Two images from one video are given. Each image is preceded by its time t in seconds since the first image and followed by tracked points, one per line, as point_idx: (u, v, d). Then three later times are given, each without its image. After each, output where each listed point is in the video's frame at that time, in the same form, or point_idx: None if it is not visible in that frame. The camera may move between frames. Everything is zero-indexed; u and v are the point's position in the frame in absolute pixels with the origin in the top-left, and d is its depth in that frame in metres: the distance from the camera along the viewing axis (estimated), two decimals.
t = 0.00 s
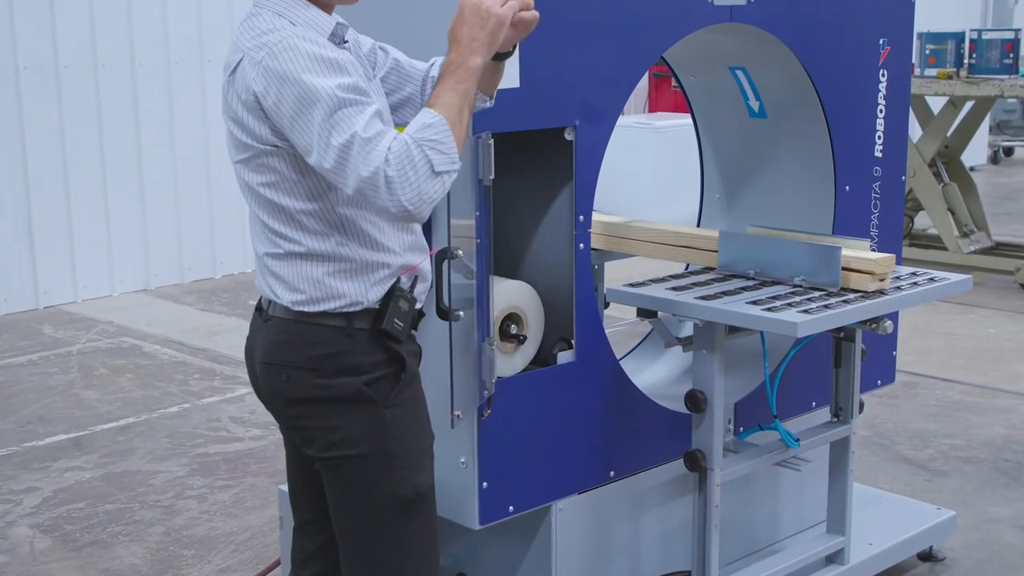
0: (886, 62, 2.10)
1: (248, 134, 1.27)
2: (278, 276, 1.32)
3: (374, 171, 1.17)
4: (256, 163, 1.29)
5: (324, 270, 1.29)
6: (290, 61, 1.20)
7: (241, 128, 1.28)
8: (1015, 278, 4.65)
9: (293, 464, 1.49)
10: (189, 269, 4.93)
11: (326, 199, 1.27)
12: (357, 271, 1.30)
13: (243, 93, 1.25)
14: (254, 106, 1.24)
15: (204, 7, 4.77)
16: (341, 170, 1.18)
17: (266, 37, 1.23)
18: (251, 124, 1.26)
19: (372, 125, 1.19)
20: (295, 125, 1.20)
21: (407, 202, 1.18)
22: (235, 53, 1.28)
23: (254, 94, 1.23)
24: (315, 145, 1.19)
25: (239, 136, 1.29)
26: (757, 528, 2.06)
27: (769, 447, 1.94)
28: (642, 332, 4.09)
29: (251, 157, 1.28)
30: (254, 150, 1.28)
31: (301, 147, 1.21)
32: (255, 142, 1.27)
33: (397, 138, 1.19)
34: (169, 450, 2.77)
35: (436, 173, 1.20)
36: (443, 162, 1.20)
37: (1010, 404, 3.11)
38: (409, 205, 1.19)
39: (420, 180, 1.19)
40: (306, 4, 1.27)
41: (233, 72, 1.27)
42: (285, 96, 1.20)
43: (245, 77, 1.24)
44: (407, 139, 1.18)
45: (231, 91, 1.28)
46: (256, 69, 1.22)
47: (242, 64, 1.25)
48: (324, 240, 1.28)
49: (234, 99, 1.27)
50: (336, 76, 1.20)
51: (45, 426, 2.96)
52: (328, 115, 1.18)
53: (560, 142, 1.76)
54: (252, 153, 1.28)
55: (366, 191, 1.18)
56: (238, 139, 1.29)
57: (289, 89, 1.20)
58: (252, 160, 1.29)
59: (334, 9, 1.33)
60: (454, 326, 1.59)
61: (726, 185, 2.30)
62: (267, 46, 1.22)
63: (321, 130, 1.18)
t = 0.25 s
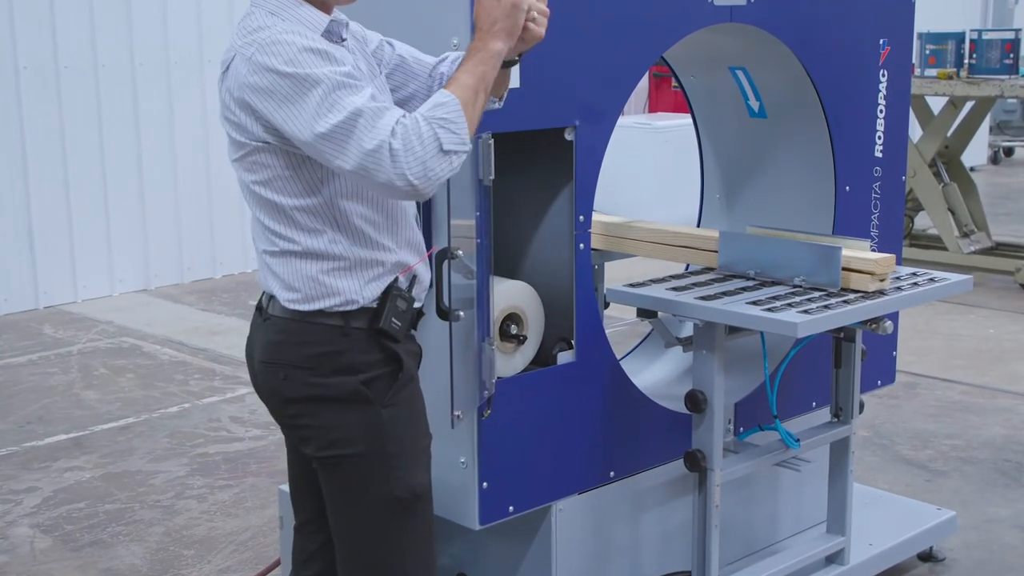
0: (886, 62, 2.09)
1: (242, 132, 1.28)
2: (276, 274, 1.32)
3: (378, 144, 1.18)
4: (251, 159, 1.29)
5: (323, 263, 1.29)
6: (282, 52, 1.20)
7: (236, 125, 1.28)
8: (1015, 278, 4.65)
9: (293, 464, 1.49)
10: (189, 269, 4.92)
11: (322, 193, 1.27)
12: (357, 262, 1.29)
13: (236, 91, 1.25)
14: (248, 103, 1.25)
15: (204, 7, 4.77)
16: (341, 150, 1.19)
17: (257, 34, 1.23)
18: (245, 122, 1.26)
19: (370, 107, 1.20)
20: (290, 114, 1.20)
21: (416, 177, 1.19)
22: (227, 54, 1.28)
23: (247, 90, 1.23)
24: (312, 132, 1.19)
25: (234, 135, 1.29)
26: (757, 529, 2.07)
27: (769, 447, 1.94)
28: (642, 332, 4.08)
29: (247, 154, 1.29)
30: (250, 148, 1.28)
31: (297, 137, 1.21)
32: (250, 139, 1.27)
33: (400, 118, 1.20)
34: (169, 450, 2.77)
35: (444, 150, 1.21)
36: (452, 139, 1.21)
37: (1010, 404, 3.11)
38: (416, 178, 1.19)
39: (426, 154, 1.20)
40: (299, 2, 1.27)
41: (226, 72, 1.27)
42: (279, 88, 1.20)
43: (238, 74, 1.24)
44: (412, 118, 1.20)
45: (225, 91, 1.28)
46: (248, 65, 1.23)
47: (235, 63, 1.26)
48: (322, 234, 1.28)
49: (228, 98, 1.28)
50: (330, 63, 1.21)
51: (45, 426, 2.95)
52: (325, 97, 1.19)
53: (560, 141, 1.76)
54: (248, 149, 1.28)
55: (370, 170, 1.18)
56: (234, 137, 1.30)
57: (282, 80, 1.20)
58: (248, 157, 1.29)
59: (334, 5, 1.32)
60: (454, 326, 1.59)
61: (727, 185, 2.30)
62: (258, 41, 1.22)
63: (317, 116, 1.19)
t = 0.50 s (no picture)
0: (886, 62, 2.09)
1: (239, 129, 1.28)
2: (274, 271, 1.32)
3: (360, 143, 1.17)
4: (248, 157, 1.29)
5: (317, 262, 1.28)
6: (275, 49, 1.20)
7: (233, 123, 1.28)
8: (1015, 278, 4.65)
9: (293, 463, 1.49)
10: (189, 268, 4.92)
11: (316, 191, 1.27)
12: (350, 260, 1.29)
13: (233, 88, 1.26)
14: (242, 100, 1.25)
15: (204, 7, 4.77)
16: (325, 150, 1.19)
17: (253, 32, 1.24)
18: (241, 120, 1.27)
19: (357, 105, 1.19)
20: (281, 112, 1.20)
21: (396, 177, 1.18)
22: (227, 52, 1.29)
23: (241, 87, 1.23)
24: (300, 130, 1.19)
25: (231, 133, 1.29)
26: (757, 529, 2.06)
27: (769, 447, 1.94)
28: (642, 333, 4.08)
29: (243, 152, 1.29)
30: (246, 145, 1.28)
31: (287, 135, 1.21)
32: (245, 137, 1.27)
33: (384, 117, 1.19)
34: (169, 450, 2.77)
35: (426, 150, 1.19)
36: (434, 139, 1.19)
37: (1010, 404, 3.11)
38: (397, 178, 1.18)
39: (408, 154, 1.18)
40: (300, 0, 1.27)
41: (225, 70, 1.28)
42: (270, 86, 1.20)
43: (235, 71, 1.25)
44: (396, 118, 1.18)
45: (223, 89, 1.29)
46: (243, 63, 1.23)
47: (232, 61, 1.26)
48: (316, 232, 1.28)
49: (226, 96, 1.28)
50: (322, 61, 1.21)
51: (45, 426, 2.95)
52: (314, 96, 1.19)
53: (561, 141, 1.76)
54: (244, 147, 1.28)
55: (353, 170, 1.18)
56: (231, 135, 1.30)
57: (273, 78, 1.20)
58: (244, 155, 1.29)
59: (337, 5, 1.33)
60: (454, 326, 1.59)
61: (727, 185, 2.30)
62: (254, 39, 1.22)
63: (305, 115, 1.19)
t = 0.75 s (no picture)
0: (886, 62, 2.09)
1: (239, 129, 1.28)
2: (275, 270, 1.33)
3: (344, 151, 1.16)
4: (248, 157, 1.29)
5: (315, 262, 1.29)
6: (271, 51, 1.20)
7: (234, 123, 1.29)
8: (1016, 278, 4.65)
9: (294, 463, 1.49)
10: (189, 268, 4.93)
11: (313, 192, 1.27)
12: (347, 262, 1.29)
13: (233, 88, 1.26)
14: (242, 101, 1.25)
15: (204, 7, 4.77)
16: (314, 155, 1.19)
17: (254, 32, 1.24)
18: (241, 120, 1.27)
19: (348, 111, 1.18)
20: (275, 116, 1.21)
21: (378, 186, 1.17)
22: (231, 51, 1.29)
23: (240, 88, 1.24)
24: (291, 134, 1.19)
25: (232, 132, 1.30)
26: (757, 529, 2.06)
27: (770, 447, 1.94)
28: (642, 333, 4.08)
29: (243, 151, 1.29)
30: (246, 145, 1.28)
31: (280, 138, 1.21)
32: (244, 137, 1.28)
33: (372, 123, 1.18)
34: (170, 450, 2.77)
35: (409, 158, 1.17)
36: (417, 148, 1.17)
37: (1011, 404, 3.11)
38: (379, 188, 1.17)
39: (390, 163, 1.17)
40: None
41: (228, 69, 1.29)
42: (266, 88, 1.21)
43: (235, 72, 1.25)
44: (383, 124, 1.17)
45: (225, 88, 1.30)
46: (242, 64, 1.23)
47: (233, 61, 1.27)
48: (313, 232, 1.28)
49: (228, 95, 1.29)
50: (316, 64, 1.20)
51: (46, 426, 2.96)
52: (305, 100, 1.18)
53: (561, 141, 1.76)
54: (244, 147, 1.29)
55: (339, 177, 1.17)
56: (232, 134, 1.31)
57: (268, 80, 1.20)
58: (244, 154, 1.30)
59: (341, 5, 1.33)
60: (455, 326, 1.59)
61: (727, 185, 2.30)
62: (253, 39, 1.23)
63: (297, 119, 1.19)
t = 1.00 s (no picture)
0: (887, 62, 2.09)
1: (240, 130, 1.28)
2: (275, 270, 1.32)
3: (354, 152, 1.17)
4: (249, 157, 1.29)
5: (316, 262, 1.29)
6: (275, 51, 1.20)
7: (234, 123, 1.29)
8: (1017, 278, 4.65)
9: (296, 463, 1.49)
10: (190, 268, 4.93)
11: (316, 192, 1.27)
12: (349, 262, 1.29)
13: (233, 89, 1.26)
14: (243, 101, 1.25)
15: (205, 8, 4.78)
16: (321, 156, 1.19)
17: (255, 32, 1.24)
18: (242, 120, 1.27)
19: (354, 112, 1.18)
20: (280, 116, 1.20)
21: (388, 186, 1.17)
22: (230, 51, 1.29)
23: (242, 88, 1.24)
24: (297, 135, 1.19)
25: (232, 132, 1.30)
26: (758, 529, 2.06)
27: (770, 447, 1.94)
28: (642, 332, 4.08)
29: (244, 151, 1.29)
30: (246, 145, 1.28)
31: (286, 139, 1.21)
32: (246, 137, 1.27)
33: (380, 125, 1.18)
34: (171, 450, 2.77)
35: (420, 161, 1.18)
36: (427, 150, 1.18)
37: (1011, 403, 3.11)
38: (390, 188, 1.17)
39: (401, 164, 1.17)
40: None
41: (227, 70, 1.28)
42: (270, 89, 1.20)
43: (236, 72, 1.25)
44: (390, 126, 1.17)
45: (225, 88, 1.29)
46: (243, 64, 1.23)
47: (234, 61, 1.26)
48: (315, 232, 1.28)
49: (228, 95, 1.28)
50: (320, 65, 1.20)
51: (46, 426, 2.96)
52: (310, 101, 1.18)
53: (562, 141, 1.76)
54: (245, 146, 1.28)
55: (348, 178, 1.17)
56: (232, 134, 1.30)
57: (273, 81, 1.20)
58: (245, 154, 1.29)
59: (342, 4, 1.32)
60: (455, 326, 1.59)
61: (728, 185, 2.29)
62: (254, 40, 1.22)
63: (303, 119, 1.19)
